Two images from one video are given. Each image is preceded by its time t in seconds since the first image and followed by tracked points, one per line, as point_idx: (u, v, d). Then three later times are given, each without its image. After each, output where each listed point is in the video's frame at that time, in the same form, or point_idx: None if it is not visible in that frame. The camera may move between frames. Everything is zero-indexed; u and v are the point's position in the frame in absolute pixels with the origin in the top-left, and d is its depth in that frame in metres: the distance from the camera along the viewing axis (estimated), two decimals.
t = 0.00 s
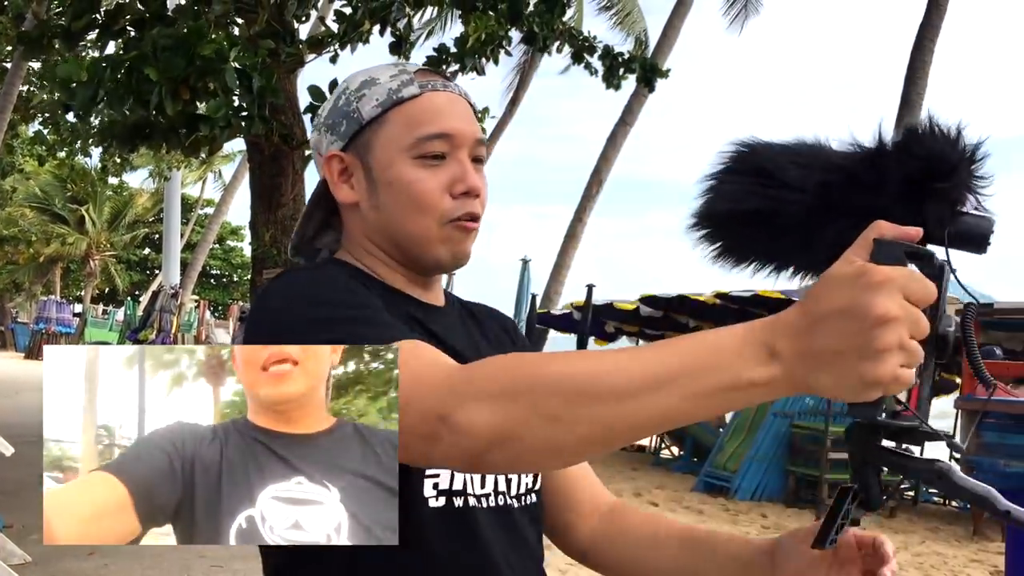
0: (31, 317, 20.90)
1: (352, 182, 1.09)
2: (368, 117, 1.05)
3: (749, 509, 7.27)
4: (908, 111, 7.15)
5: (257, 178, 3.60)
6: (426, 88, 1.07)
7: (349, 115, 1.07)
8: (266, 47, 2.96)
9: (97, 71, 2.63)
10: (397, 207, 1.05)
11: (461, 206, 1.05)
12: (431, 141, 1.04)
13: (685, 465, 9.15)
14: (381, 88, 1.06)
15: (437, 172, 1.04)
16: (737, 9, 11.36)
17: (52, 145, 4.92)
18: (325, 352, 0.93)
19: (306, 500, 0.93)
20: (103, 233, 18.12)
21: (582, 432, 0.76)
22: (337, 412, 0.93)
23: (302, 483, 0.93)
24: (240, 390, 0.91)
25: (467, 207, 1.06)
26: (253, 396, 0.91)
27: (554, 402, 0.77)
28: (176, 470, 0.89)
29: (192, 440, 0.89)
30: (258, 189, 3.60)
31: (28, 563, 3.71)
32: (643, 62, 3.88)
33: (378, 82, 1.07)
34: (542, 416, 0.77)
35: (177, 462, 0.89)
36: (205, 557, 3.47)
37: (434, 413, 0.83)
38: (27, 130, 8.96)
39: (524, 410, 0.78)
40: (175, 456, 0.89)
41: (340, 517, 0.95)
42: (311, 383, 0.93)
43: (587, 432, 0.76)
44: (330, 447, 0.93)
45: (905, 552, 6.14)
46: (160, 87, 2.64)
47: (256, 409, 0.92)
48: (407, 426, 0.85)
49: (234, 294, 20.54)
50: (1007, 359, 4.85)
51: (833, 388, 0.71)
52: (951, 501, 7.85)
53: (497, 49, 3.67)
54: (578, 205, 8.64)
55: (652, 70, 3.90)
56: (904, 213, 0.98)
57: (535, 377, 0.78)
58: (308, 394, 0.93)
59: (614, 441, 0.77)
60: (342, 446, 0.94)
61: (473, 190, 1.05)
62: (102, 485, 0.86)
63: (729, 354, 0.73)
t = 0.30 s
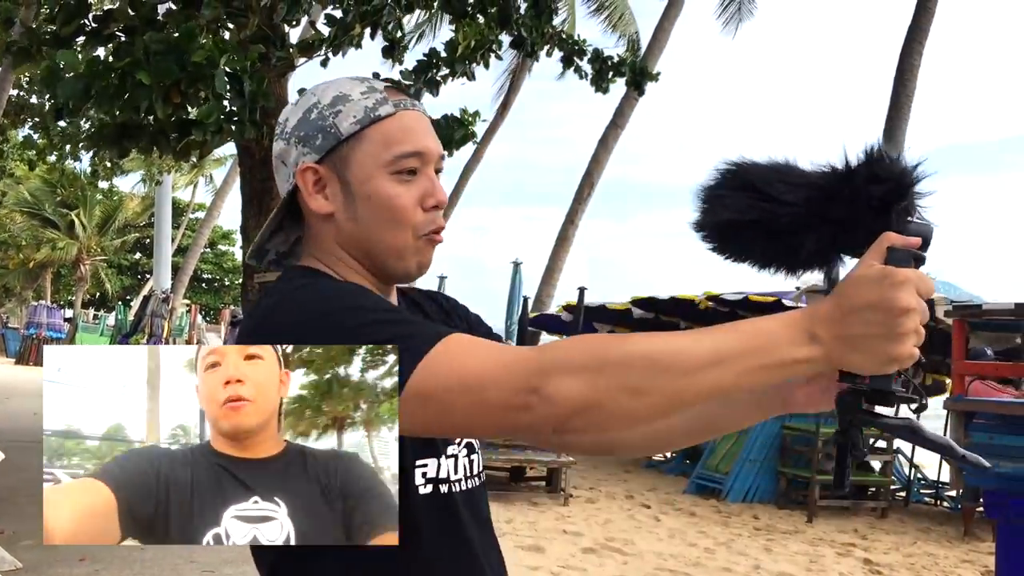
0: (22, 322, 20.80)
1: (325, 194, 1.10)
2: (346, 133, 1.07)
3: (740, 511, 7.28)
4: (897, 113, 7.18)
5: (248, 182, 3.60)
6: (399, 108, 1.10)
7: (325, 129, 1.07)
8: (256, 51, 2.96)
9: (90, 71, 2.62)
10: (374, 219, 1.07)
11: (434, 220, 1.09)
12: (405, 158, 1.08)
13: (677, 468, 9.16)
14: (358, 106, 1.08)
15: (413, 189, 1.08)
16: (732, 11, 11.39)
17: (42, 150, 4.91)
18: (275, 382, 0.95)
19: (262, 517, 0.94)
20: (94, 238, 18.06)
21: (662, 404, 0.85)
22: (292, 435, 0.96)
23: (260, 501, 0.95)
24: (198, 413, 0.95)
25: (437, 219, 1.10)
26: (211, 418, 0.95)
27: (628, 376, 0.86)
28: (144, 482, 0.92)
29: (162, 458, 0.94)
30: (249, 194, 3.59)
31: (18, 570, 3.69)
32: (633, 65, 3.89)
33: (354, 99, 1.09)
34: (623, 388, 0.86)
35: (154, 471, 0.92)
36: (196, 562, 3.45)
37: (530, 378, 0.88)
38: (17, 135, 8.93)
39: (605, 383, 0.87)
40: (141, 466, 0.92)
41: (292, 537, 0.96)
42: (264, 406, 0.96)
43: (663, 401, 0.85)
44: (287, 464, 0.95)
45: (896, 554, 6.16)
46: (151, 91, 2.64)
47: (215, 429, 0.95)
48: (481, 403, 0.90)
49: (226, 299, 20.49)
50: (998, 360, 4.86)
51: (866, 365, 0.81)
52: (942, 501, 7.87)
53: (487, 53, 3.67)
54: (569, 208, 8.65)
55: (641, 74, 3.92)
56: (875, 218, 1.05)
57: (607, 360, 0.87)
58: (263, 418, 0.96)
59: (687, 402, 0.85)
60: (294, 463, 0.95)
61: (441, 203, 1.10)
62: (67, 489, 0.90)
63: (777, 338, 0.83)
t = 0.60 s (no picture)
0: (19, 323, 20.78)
1: (313, 201, 1.10)
2: (337, 146, 1.07)
3: (738, 510, 7.29)
4: (894, 113, 7.18)
5: (245, 182, 3.60)
6: (386, 123, 1.10)
7: (315, 140, 1.07)
8: (253, 52, 2.97)
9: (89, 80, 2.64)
10: (360, 230, 1.09)
11: (414, 231, 1.11)
12: (391, 172, 1.08)
13: (674, 468, 9.16)
14: (348, 120, 1.07)
15: (397, 201, 1.09)
16: (732, 11, 11.39)
17: (39, 151, 4.90)
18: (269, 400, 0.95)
19: (255, 533, 0.94)
20: (91, 239, 18.04)
21: (677, 380, 0.94)
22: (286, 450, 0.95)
23: (255, 519, 0.94)
24: (192, 429, 0.95)
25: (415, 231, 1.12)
26: (205, 434, 0.95)
27: (644, 356, 0.94)
28: (140, 494, 0.93)
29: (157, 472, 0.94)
30: (246, 194, 3.60)
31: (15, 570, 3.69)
32: (629, 65, 3.89)
33: (343, 112, 1.08)
34: (638, 366, 0.94)
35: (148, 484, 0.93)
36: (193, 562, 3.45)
37: (559, 356, 0.94)
38: (14, 136, 8.92)
39: (626, 363, 0.94)
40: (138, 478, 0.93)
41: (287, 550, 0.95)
42: (257, 425, 0.95)
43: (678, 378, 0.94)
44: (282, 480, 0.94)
45: (893, 553, 6.16)
46: (149, 95, 2.64)
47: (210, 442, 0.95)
48: (511, 384, 0.95)
49: (224, 299, 20.48)
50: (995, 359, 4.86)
51: (849, 355, 0.91)
52: (940, 500, 7.88)
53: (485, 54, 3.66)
54: (567, 208, 8.65)
55: (638, 74, 3.92)
56: (842, 221, 1.08)
57: (626, 343, 0.94)
58: (257, 437, 0.95)
59: (696, 382, 0.94)
60: (290, 478, 0.94)
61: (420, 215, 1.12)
62: (71, 489, 0.92)
63: (775, 329, 0.93)
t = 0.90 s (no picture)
0: (17, 322, 20.73)
1: (318, 199, 1.12)
2: (345, 143, 1.09)
3: (737, 509, 7.30)
4: (894, 112, 7.19)
5: (243, 181, 3.60)
6: (389, 123, 1.13)
7: (324, 138, 1.09)
8: (251, 51, 2.97)
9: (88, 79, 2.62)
10: (368, 226, 1.11)
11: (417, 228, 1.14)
12: (396, 170, 1.11)
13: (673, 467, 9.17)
14: (355, 119, 1.10)
15: (403, 199, 1.12)
16: (734, 9, 11.38)
17: (37, 149, 4.89)
18: (256, 408, 1.01)
19: (242, 537, 1.00)
20: (90, 237, 17.99)
21: (711, 347, 1.04)
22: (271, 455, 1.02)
23: (242, 524, 1.01)
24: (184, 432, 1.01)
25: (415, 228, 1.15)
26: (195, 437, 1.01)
27: (682, 326, 1.04)
28: (134, 498, 1.00)
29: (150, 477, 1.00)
30: (244, 193, 3.60)
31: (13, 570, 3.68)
32: (628, 63, 3.89)
33: (350, 110, 1.10)
34: (675, 337, 1.04)
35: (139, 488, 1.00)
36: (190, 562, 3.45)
37: (596, 328, 1.03)
38: (12, 135, 8.90)
39: (662, 333, 1.03)
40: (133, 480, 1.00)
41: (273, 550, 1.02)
42: (248, 431, 1.01)
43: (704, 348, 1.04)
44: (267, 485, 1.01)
45: (893, 552, 6.17)
46: (148, 97, 2.65)
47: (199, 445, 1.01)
48: (557, 354, 1.03)
49: (223, 298, 20.45)
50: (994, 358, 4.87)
51: (867, 325, 1.07)
52: (939, 499, 7.90)
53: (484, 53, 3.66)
54: (566, 206, 8.65)
55: (637, 72, 3.92)
56: (831, 205, 1.39)
57: (662, 311, 1.04)
58: (247, 441, 1.01)
59: (728, 349, 1.05)
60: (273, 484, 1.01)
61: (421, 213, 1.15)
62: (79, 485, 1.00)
63: (798, 303, 1.05)
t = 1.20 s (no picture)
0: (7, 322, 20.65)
1: (347, 197, 1.13)
2: (372, 138, 1.11)
3: (727, 508, 7.32)
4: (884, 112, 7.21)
5: (234, 180, 3.60)
6: (411, 117, 1.16)
7: (350, 134, 1.11)
8: (241, 50, 2.96)
9: (78, 77, 2.62)
10: (400, 221, 1.13)
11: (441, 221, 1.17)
12: (422, 165, 1.14)
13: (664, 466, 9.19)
14: (380, 112, 1.12)
15: (428, 193, 1.15)
16: (725, 9, 11.40)
17: (27, 148, 4.87)
18: (250, 400, 1.06)
19: (229, 526, 1.05)
20: (80, 236, 17.92)
21: (754, 332, 1.06)
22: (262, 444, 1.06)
23: (229, 514, 1.05)
24: (178, 425, 1.06)
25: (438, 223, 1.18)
26: (186, 428, 1.05)
27: (730, 311, 1.05)
28: (127, 485, 1.05)
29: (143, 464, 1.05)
30: (235, 192, 3.60)
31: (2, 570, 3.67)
32: (620, 62, 3.89)
33: (372, 105, 1.13)
34: (725, 322, 1.05)
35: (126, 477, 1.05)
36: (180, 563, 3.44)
37: (651, 315, 1.04)
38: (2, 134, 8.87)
39: (711, 320, 1.05)
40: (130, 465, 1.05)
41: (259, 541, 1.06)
42: (240, 423, 1.06)
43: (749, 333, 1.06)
44: (256, 476, 1.05)
45: (882, 551, 6.19)
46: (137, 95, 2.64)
47: (193, 437, 1.05)
48: (614, 344, 1.03)
49: (214, 298, 20.39)
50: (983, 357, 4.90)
51: (895, 304, 1.11)
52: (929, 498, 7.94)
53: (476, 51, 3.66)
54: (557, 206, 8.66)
55: (629, 71, 3.92)
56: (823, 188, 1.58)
57: (709, 299, 1.05)
58: (240, 432, 1.06)
59: (769, 334, 1.07)
60: (260, 475, 1.05)
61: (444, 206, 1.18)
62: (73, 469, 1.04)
63: (833, 284, 1.09)
